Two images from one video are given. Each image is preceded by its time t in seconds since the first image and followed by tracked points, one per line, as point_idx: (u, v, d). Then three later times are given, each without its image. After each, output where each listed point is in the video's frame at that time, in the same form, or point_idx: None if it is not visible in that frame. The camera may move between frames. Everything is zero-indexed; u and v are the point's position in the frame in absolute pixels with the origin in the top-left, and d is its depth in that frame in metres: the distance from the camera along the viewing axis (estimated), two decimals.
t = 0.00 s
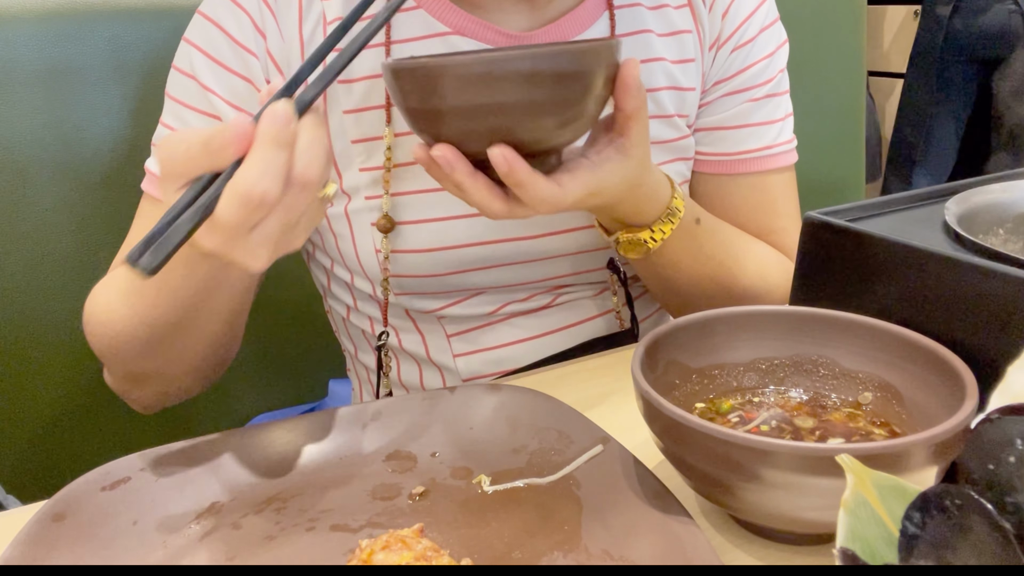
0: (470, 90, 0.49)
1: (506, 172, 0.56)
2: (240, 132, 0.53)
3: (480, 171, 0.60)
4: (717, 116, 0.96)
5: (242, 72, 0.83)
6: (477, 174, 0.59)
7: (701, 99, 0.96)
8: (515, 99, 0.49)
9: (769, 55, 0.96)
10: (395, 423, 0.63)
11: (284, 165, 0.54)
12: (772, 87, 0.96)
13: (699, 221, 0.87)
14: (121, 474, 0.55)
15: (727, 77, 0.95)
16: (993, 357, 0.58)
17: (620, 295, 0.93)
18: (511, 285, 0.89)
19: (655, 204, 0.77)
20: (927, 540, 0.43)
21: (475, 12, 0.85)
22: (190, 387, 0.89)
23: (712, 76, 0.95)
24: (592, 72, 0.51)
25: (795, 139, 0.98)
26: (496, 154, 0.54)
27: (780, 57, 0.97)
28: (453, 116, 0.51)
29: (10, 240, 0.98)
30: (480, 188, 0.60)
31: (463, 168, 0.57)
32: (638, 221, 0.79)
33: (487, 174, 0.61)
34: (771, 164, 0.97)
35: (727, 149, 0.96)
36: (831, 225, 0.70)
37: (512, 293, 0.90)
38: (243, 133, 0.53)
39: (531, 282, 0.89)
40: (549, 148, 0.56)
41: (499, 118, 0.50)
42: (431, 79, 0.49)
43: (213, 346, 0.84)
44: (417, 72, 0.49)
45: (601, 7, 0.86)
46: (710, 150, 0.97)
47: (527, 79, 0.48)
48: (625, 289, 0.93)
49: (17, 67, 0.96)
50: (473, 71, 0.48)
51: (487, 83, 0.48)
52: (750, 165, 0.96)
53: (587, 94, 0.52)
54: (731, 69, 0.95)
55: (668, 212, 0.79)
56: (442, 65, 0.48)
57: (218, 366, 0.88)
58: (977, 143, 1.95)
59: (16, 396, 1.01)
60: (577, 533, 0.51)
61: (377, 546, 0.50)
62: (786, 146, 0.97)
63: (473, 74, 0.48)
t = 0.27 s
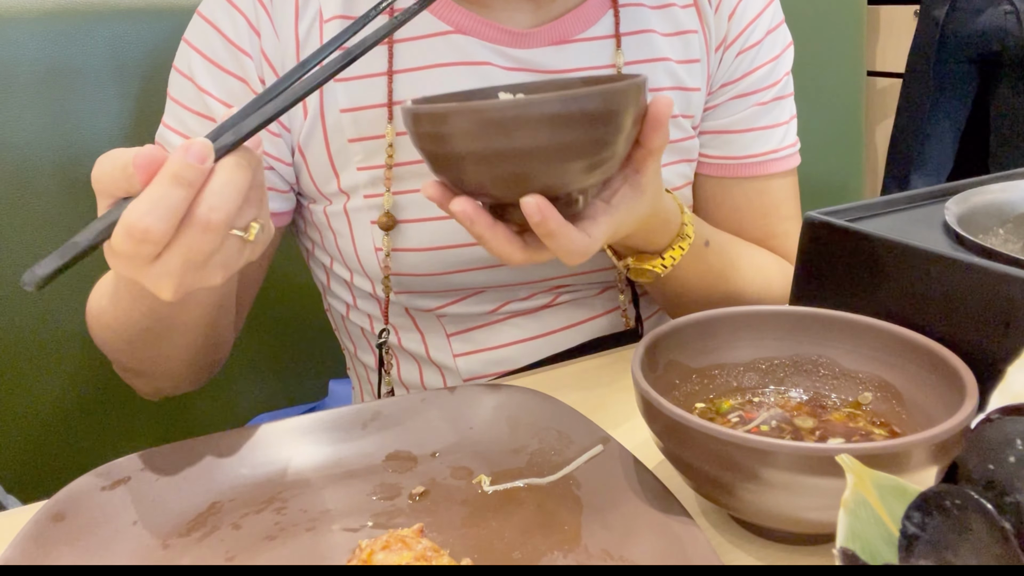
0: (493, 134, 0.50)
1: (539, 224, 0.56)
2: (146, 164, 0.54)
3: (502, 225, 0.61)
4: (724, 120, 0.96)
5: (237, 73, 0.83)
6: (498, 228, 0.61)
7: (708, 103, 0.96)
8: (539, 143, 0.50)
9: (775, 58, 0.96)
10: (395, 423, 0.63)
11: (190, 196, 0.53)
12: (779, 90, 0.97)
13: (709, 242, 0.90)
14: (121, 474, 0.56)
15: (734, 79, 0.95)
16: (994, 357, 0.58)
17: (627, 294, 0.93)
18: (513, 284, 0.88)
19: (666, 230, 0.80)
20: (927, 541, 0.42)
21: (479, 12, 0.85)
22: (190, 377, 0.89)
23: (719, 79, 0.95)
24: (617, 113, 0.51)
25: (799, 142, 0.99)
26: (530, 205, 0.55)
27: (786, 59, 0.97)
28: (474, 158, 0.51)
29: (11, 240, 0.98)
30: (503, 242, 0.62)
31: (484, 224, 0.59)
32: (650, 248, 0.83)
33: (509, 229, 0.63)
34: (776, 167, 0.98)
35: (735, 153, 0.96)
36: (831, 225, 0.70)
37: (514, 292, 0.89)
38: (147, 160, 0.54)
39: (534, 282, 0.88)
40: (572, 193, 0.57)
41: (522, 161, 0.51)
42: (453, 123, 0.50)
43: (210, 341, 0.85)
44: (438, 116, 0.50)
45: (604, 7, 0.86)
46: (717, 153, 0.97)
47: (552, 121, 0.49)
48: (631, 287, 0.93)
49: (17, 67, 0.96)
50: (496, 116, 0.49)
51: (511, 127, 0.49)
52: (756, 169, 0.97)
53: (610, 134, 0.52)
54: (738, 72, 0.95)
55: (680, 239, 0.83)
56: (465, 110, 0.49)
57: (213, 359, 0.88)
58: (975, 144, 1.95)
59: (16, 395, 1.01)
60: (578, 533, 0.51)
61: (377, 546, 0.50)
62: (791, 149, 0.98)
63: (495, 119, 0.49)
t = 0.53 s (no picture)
0: (499, 151, 0.52)
1: (539, 240, 0.59)
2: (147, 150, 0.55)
3: (500, 235, 0.64)
4: (729, 123, 0.96)
5: (238, 75, 0.83)
6: (496, 238, 0.63)
7: (714, 105, 0.96)
8: (544, 159, 0.52)
9: (778, 59, 0.96)
10: (395, 423, 0.63)
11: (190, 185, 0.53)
12: (784, 90, 0.97)
13: (714, 250, 0.92)
14: (121, 474, 0.56)
15: (740, 81, 0.95)
16: (993, 356, 0.58)
17: (628, 293, 0.94)
18: (515, 285, 0.88)
19: (672, 238, 0.81)
20: (926, 541, 0.43)
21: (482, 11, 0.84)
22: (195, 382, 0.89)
23: (723, 80, 0.95)
24: (622, 131, 0.53)
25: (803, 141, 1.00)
26: (531, 221, 0.57)
27: (789, 61, 0.97)
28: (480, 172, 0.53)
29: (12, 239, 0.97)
30: (499, 250, 0.64)
31: (483, 234, 0.61)
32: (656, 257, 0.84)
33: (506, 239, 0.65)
34: (782, 167, 0.98)
35: (741, 155, 0.96)
36: (831, 225, 0.70)
37: (516, 293, 0.89)
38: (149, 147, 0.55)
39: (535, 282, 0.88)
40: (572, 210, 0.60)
41: (527, 175, 0.53)
42: (460, 139, 0.52)
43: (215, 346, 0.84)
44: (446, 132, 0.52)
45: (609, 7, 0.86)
46: (721, 155, 0.97)
47: (557, 139, 0.51)
48: (633, 286, 0.93)
49: (16, 68, 0.96)
50: (504, 134, 0.51)
51: (517, 144, 0.51)
52: (761, 170, 0.97)
53: (615, 150, 0.54)
54: (744, 73, 0.95)
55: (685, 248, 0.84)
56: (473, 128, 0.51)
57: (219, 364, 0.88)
58: (974, 144, 1.95)
59: (16, 395, 1.01)
60: (578, 533, 0.51)
61: (377, 546, 0.50)
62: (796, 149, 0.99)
63: (501, 137, 0.51)
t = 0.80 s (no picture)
0: (502, 124, 0.51)
1: (534, 212, 0.58)
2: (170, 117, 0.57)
3: (501, 212, 0.64)
4: (731, 123, 0.96)
5: (242, 78, 0.82)
6: (498, 214, 0.63)
7: (716, 105, 0.96)
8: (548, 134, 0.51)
9: (778, 59, 0.96)
10: (395, 423, 0.63)
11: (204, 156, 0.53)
12: (785, 89, 0.97)
13: (716, 245, 0.91)
14: (121, 474, 0.56)
15: (741, 81, 0.95)
16: (994, 357, 0.58)
17: (631, 292, 0.94)
18: (516, 287, 0.88)
19: (676, 234, 0.81)
20: (926, 541, 0.43)
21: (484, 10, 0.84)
22: (196, 388, 0.88)
23: (724, 80, 0.95)
24: (626, 110, 0.53)
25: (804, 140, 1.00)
26: (525, 194, 0.56)
27: (789, 60, 0.97)
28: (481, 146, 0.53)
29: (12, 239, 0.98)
30: (500, 227, 0.64)
31: (482, 207, 0.61)
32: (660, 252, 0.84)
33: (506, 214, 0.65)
34: (785, 165, 0.98)
35: (743, 154, 0.96)
36: (831, 225, 0.70)
37: (519, 294, 0.89)
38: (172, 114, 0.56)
39: (538, 283, 0.89)
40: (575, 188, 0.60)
41: (529, 149, 0.52)
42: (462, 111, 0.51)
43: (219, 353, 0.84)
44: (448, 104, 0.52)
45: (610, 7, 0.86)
46: (723, 154, 0.97)
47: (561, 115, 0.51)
48: (636, 286, 0.93)
49: (16, 67, 0.96)
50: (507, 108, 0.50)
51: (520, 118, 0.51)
52: (763, 170, 0.97)
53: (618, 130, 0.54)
54: (745, 73, 0.95)
55: (689, 243, 0.83)
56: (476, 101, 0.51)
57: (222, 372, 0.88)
58: (974, 145, 1.95)
59: (17, 395, 1.02)
60: (577, 533, 0.51)
61: (377, 546, 0.50)
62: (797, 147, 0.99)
63: (501, 111, 0.50)
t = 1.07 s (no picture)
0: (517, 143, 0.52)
1: (552, 228, 0.58)
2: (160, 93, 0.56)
3: (516, 228, 0.63)
4: (729, 124, 0.96)
5: (242, 80, 0.82)
6: (513, 231, 0.63)
7: (714, 107, 0.96)
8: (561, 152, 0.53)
9: (775, 61, 0.96)
10: (396, 423, 0.63)
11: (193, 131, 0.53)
12: (782, 91, 0.97)
13: (718, 250, 0.91)
14: (120, 474, 0.56)
15: (739, 82, 0.95)
16: (994, 357, 0.58)
17: (632, 292, 0.94)
18: (516, 288, 0.88)
19: (680, 242, 0.81)
20: (926, 540, 0.43)
21: (483, 11, 0.84)
22: (193, 395, 0.88)
23: (722, 81, 0.95)
24: (639, 125, 0.54)
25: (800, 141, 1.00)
26: (542, 211, 0.57)
27: (785, 62, 0.98)
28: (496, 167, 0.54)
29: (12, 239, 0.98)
30: (515, 243, 0.64)
31: (497, 224, 0.61)
32: (662, 258, 0.84)
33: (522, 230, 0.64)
34: (782, 167, 0.98)
35: (741, 155, 0.96)
36: (831, 225, 0.70)
37: (518, 294, 0.89)
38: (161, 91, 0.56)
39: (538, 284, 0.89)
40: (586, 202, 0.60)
41: (543, 168, 0.53)
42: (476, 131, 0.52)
43: (220, 354, 0.84)
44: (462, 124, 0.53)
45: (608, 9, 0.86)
46: (722, 156, 0.97)
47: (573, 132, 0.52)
48: (636, 286, 0.93)
49: (17, 67, 0.96)
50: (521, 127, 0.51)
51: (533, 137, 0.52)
52: (761, 171, 0.97)
53: (631, 145, 0.55)
54: (742, 75, 0.95)
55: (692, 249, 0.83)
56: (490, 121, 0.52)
57: (220, 375, 0.87)
58: (974, 145, 1.95)
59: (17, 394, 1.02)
60: (577, 533, 0.51)
61: (377, 546, 0.50)
62: (794, 149, 0.99)
63: (514, 129, 0.51)
